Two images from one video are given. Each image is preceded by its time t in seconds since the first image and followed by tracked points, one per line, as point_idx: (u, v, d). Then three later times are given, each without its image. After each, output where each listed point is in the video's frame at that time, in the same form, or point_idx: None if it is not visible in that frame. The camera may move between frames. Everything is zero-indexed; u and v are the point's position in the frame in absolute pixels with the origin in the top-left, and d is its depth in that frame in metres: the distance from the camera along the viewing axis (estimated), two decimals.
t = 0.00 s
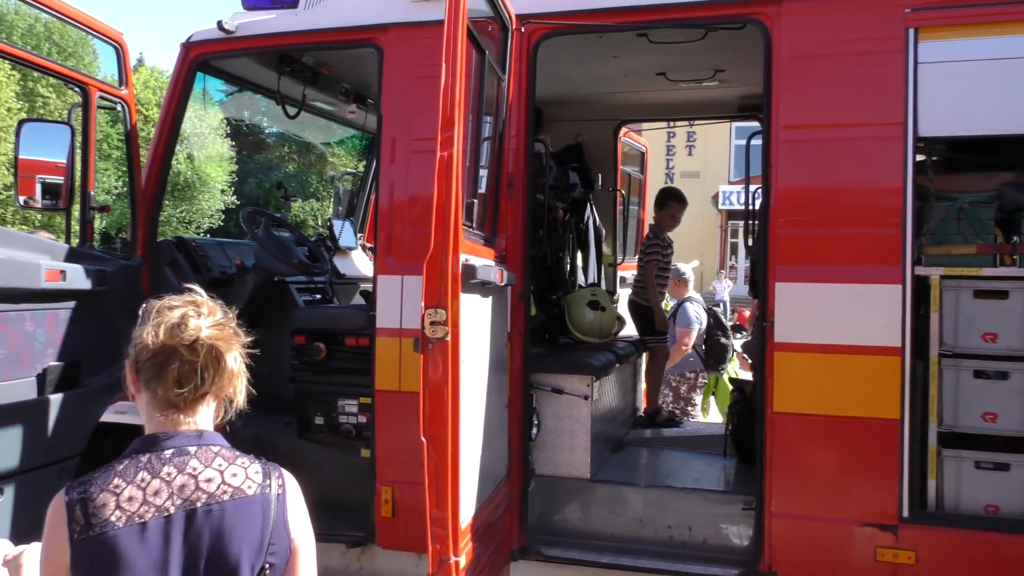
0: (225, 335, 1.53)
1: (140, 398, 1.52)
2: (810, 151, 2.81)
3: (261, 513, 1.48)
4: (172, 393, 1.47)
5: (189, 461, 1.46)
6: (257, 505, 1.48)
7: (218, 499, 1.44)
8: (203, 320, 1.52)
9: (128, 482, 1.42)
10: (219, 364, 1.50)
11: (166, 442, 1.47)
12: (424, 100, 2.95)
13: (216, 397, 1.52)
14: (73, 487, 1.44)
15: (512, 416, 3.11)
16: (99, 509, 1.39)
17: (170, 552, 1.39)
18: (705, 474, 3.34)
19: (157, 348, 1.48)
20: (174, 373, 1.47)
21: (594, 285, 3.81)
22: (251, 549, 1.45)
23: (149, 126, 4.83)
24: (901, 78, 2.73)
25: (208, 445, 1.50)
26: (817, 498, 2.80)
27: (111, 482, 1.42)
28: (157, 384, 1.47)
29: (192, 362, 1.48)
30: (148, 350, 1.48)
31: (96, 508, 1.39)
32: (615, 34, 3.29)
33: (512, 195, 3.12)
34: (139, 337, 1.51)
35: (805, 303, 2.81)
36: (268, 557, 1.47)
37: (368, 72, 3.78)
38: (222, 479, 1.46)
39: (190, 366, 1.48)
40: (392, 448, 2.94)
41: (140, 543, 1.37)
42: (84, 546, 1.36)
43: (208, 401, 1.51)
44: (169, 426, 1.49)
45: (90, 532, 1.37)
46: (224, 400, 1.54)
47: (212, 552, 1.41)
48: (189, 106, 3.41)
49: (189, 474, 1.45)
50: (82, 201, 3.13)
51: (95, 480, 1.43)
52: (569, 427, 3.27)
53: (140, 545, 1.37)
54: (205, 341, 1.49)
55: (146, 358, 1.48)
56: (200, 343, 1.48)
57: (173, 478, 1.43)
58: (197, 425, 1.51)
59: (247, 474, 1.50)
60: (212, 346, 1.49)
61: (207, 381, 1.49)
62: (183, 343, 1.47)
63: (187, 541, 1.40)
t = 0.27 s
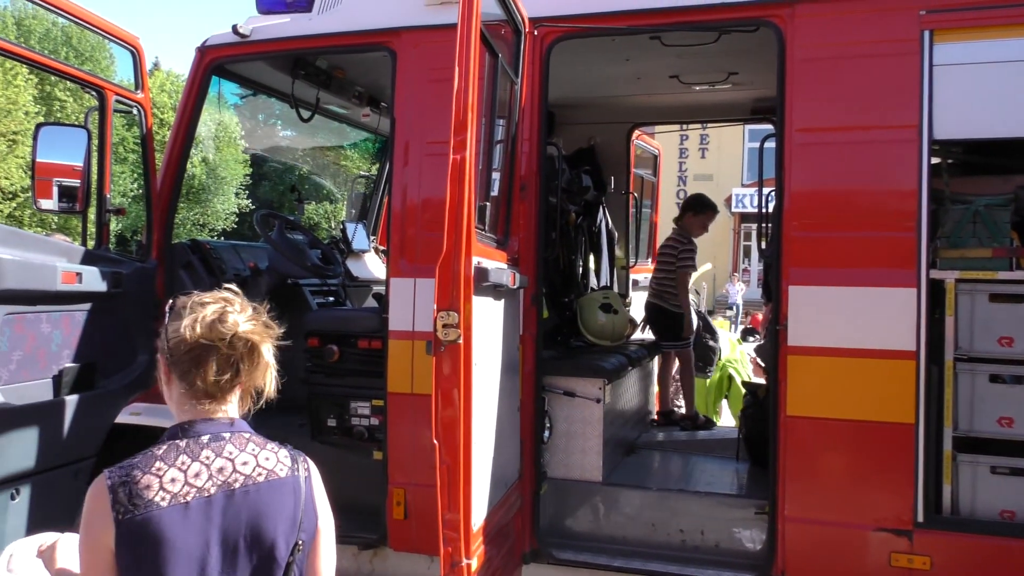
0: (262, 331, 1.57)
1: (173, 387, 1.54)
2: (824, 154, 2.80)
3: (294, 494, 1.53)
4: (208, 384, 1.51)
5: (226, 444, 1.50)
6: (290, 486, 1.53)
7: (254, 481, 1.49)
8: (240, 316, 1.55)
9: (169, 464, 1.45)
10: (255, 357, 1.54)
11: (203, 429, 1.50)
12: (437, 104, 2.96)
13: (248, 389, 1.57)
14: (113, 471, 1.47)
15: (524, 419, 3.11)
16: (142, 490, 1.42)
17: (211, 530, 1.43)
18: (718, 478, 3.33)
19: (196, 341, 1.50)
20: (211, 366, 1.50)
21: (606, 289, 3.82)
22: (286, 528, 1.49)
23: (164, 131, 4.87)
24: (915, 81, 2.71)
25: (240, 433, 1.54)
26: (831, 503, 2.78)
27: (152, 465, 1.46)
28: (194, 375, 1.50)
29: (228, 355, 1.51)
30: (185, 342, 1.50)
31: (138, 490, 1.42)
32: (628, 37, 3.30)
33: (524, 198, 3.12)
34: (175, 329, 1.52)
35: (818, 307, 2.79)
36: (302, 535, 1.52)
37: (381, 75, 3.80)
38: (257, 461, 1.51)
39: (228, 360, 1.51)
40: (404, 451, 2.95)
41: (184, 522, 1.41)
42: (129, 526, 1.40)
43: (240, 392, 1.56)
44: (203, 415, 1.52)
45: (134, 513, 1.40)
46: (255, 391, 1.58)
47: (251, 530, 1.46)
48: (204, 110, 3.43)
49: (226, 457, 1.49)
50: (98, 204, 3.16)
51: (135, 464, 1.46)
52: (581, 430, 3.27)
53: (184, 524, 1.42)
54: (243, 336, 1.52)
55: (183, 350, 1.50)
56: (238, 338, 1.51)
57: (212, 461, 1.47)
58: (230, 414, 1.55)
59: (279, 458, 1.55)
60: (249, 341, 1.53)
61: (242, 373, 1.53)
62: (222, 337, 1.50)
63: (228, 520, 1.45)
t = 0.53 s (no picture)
0: (299, 326, 1.61)
1: (206, 380, 1.54)
2: (838, 155, 2.78)
3: (329, 478, 1.59)
4: (245, 377, 1.52)
5: (265, 433, 1.52)
6: (325, 471, 1.59)
7: (294, 467, 1.53)
8: (279, 312, 1.58)
9: (213, 453, 1.46)
10: (292, 351, 1.58)
11: (239, 420, 1.51)
12: (450, 105, 2.96)
13: (282, 384, 1.59)
14: (152, 463, 1.44)
15: (536, 421, 3.11)
16: (189, 479, 1.42)
17: (257, 515, 1.46)
18: (732, 480, 3.32)
19: (237, 334, 1.52)
20: (251, 360, 1.52)
21: (619, 291, 3.80)
22: (325, 510, 1.56)
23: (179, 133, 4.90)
24: (932, 81, 2.69)
25: (273, 425, 1.56)
26: (846, 506, 2.76)
27: (195, 454, 1.45)
28: (232, 368, 1.52)
29: (268, 347, 1.54)
30: (225, 335, 1.51)
31: (185, 479, 1.41)
32: (641, 38, 3.29)
33: (537, 199, 3.12)
34: (213, 322, 1.53)
35: (833, 309, 2.77)
36: (338, 516, 1.59)
37: (395, 77, 3.81)
38: (294, 449, 1.55)
39: (266, 354, 1.54)
40: (416, 451, 2.95)
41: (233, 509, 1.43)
42: (178, 515, 1.39)
43: (273, 387, 1.58)
44: (237, 408, 1.53)
45: (183, 501, 1.39)
46: (287, 387, 1.60)
47: (293, 514, 1.51)
48: (219, 111, 3.46)
49: (265, 446, 1.51)
50: (115, 206, 3.17)
51: (177, 455, 1.45)
52: (594, 432, 3.27)
53: (234, 510, 1.43)
54: (282, 331, 1.56)
55: (222, 343, 1.52)
56: (279, 333, 1.55)
57: (253, 449, 1.49)
58: (263, 408, 1.57)
59: (311, 446, 1.60)
60: (288, 336, 1.56)
61: (279, 368, 1.56)
62: (263, 331, 1.53)
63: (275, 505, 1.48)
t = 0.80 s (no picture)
0: (335, 322, 1.69)
1: (246, 373, 1.59)
2: (857, 155, 2.75)
3: (364, 464, 1.67)
4: (287, 369, 1.58)
5: (306, 422, 1.58)
6: (360, 457, 1.67)
7: (333, 454, 1.60)
8: (317, 309, 1.66)
9: (261, 440, 1.50)
10: (330, 344, 1.66)
11: (282, 409, 1.57)
12: (466, 106, 2.96)
13: (318, 378, 1.65)
14: (201, 451, 1.48)
15: (553, 422, 3.10)
16: (239, 464, 1.45)
17: (307, 498, 1.52)
18: (750, 483, 3.29)
19: (279, 328, 1.58)
20: (292, 353, 1.59)
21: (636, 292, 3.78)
22: (361, 493, 1.64)
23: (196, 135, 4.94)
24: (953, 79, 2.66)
25: (311, 416, 1.62)
26: (866, 509, 2.73)
27: (243, 442, 1.49)
28: (274, 360, 1.58)
29: (309, 340, 1.62)
30: (268, 329, 1.58)
31: (235, 464, 1.45)
32: (658, 38, 3.28)
33: (553, 199, 3.11)
34: (255, 317, 1.59)
35: (852, 311, 2.74)
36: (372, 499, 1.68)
37: (410, 77, 3.82)
38: (332, 436, 1.62)
39: (306, 347, 1.61)
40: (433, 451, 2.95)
41: (282, 492, 1.48)
42: (232, 499, 1.42)
43: (310, 380, 1.64)
44: (279, 399, 1.58)
45: (235, 486, 1.43)
46: (322, 381, 1.67)
47: (338, 497, 1.58)
48: (236, 112, 3.49)
49: (308, 433, 1.57)
50: (133, 207, 3.21)
51: (225, 442, 1.49)
52: (611, 433, 3.26)
53: (283, 493, 1.48)
54: (321, 326, 1.63)
55: (264, 337, 1.57)
56: (318, 327, 1.62)
57: (299, 436, 1.55)
58: (301, 398, 1.62)
59: (346, 434, 1.67)
60: (326, 331, 1.64)
61: (316, 361, 1.63)
62: (304, 326, 1.61)
63: (320, 488, 1.54)
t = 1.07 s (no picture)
0: (363, 319, 1.75)
1: (280, 371, 1.67)
2: (875, 156, 2.73)
3: (393, 458, 1.76)
4: (318, 366, 1.66)
5: (339, 418, 1.66)
6: (390, 452, 1.75)
7: (365, 448, 1.68)
8: (346, 306, 1.73)
9: (297, 434, 1.58)
10: (358, 341, 1.72)
11: (314, 405, 1.64)
12: (482, 107, 2.96)
13: (348, 373, 1.73)
14: (239, 443, 1.55)
15: (568, 423, 3.10)
16: (277, 457, 1.53)
17: (342, 489, 1.60)
18: (766, 485, 3.27)
19: (310, 326, 1.65)
20: (323, 350, 1.66)
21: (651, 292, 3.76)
22: (392, 487, 1.73)
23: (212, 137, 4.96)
24: (972, 79, 2.63)
25: (342, 413, 1.70)
26: (883, 512, 2.71)
27: (280, 435, 1.57)
28: (307, 357, 1.65)
29: (338, 337, 1.69)
30: (299, 328, 1.65)
31: (274, 457, 1.53)
32: (674, 38, 3.27)
33: (569, 201, 3.11)
34: (287, 316, 1.66)
35: (870, 313, 2.72)
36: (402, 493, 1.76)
37: (425, 79, 3.82)
38: (363, 433, 1.70)
39: (337, 344, 1.68)
40: (447, 453, 2.96)
41: (318, 483, 1.56)
42: (270, 488, 1.50)
43: (340, 376, 1.71)
44: (312, 395, 1.66)
45: (274, 476, 1.51)
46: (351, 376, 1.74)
47: (370, 489, 1.66)
48: (253, 114, 3.51)
49: (342, 429, 1.65)
50: (150, 209, 3.24)
51: (263, 436, 1.56)
52: (626, 435, 3.24)
53: (319, 484, 1.56)
54: (349, 323, 1.70)
55: (296, 335, 1.65)
56: (347, 324, 1.69)
57: (333, 431, 1.63)
58: (331, 394, 1.70)
59: (376, 430, 1.76)
60: (355, 326, 1.71)
61: (346, 357, 1.70)
62: (333, 322, 1.68)
63: (353, 481, 1.63)
